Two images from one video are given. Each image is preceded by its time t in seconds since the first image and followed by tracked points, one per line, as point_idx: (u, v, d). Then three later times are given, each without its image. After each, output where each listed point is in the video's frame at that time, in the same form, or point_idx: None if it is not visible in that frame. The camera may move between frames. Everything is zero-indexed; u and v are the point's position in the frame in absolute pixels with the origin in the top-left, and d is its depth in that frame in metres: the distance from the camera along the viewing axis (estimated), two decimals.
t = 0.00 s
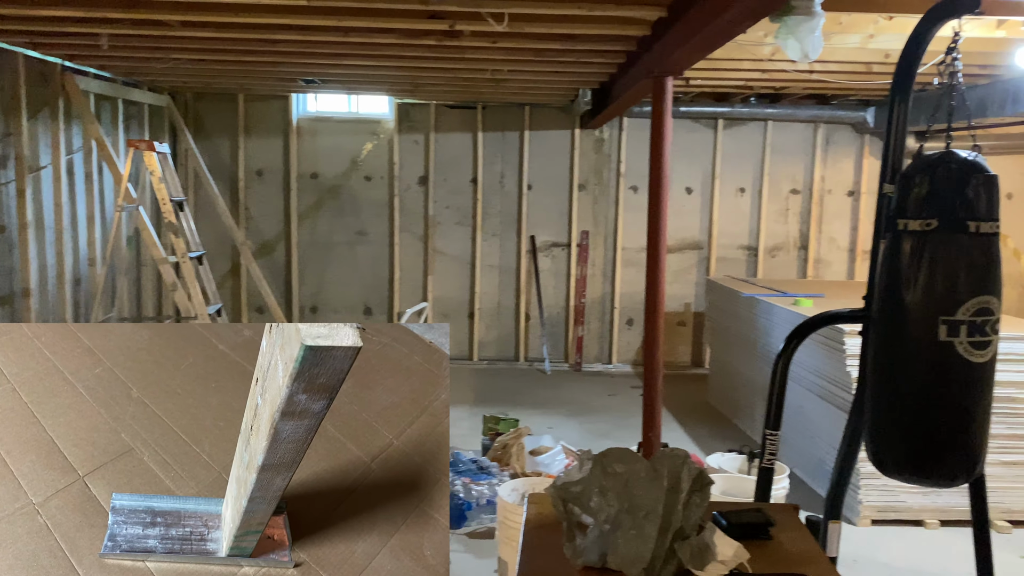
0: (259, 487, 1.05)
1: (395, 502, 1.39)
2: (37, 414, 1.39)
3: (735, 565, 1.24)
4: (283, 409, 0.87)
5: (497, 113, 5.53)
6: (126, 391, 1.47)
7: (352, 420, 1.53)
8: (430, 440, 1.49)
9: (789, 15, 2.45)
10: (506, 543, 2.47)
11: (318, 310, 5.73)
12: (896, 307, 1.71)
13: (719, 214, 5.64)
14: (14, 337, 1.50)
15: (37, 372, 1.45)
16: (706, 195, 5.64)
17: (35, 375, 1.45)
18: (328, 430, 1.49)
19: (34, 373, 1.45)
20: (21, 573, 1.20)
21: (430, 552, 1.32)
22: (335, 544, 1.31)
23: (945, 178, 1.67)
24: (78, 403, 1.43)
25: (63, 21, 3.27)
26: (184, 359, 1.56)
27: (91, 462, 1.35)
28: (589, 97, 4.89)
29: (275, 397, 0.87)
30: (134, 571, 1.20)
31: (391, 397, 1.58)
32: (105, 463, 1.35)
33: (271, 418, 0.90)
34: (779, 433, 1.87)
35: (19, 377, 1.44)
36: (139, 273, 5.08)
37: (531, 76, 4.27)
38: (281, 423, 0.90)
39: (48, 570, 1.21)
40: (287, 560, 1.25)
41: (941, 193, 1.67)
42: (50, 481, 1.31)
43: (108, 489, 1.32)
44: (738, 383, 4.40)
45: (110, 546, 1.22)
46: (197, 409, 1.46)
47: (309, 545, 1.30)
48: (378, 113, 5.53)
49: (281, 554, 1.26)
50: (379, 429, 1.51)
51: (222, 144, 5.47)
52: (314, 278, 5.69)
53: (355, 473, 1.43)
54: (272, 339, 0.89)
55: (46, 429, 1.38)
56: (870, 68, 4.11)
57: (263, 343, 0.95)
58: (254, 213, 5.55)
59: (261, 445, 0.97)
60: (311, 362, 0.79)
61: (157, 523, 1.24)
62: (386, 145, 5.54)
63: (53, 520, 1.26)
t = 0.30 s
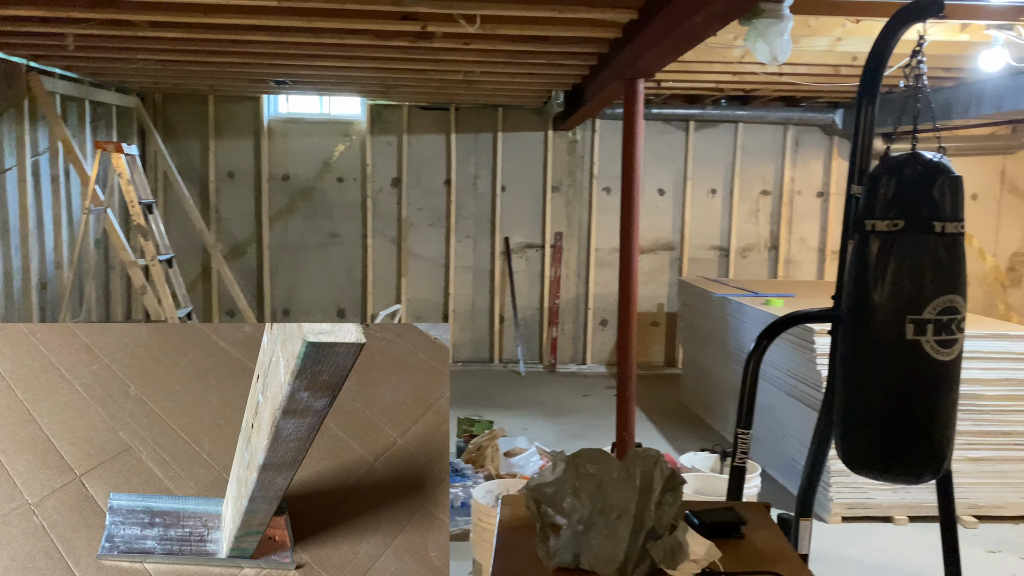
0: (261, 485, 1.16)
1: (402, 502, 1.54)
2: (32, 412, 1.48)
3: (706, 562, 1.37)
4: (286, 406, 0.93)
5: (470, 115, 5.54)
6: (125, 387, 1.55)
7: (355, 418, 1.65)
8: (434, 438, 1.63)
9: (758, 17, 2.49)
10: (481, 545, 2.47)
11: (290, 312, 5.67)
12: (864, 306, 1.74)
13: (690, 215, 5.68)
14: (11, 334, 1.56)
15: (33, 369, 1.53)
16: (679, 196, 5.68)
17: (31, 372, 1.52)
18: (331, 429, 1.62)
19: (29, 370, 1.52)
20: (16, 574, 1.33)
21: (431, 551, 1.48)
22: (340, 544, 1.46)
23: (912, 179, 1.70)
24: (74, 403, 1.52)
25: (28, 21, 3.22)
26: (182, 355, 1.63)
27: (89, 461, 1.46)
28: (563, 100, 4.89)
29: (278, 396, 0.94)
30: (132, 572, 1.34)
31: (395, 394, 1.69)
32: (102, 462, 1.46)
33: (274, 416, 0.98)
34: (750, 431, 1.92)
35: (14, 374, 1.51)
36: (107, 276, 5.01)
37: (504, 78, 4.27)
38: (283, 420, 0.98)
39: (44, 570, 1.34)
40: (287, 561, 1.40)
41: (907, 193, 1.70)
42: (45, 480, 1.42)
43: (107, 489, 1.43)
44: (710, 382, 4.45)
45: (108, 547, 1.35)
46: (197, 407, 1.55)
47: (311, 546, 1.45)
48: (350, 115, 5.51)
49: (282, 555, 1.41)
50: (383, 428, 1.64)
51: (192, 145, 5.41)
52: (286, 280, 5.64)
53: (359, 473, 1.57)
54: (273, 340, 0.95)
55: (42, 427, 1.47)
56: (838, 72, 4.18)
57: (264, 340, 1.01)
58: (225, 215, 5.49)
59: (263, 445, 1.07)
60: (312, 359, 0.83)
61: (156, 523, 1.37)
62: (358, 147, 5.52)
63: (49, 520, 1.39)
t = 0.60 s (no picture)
0: (261, 482, 1.19)
1: (405, 502, 1.66)
2: (29, 411, 1.61)
3: (678, 560, 1.44)
4: (287, 403, 0.95)
5: (443, 116, 5.53)
6: (123, 386, 1.67)
7: (358, 416, 1.77)
8: (437, 436, 1.76)
9: (725, 20, 2.52)
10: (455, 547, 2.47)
11: (261, 315, 5.62)
12: (833, 303, 1.76)
13: (662, 215, 5.72)
14: (11, 335, 1.68)
15: (29, 367, 1.64)
16: (650, 196, 5.71)
17: (29, 370, 1.64)
18: (334, 427, 1.74)
19: (25, 369, 1.64)
20: (12, 573, 1.45)
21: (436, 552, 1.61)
22: (342, 545, 1.58)
23: (880, 179, 1.72)
24: (71, 404, 1.63)
25: None
26: (182, 352, 1.75)
27: (87, 459, 1.58)
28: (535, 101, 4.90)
29: (279, 394, 0.96)
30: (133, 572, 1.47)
31: (398, 392, 1.80)
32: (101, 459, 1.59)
33: (276, 414, 0.99)
34: (722, 430, 1.94)
35: (12, 374, 1.63)
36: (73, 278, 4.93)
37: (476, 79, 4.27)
38: (285, 418, 0.99)
39: (40, 570, 1.46)
40: (288, 562, 1.52)
41: (873, 193, 1.72)
42: (42, 480, 1.55)
43: (103, 489, 1.56)
44: (682, 381, 4.49)
45: (105, 549, 1.47)
46: (197, 405, 1.68)
47: (314, 546, 1.57)
48: (321, 116, 5.47)
49: (283, 556, 1.53)
50: (386, 426, 1.75)
51: (161, 146, 5.35)
52: (257, 281, 5.59)
53: (360, 472, 1.70)
54: (274, 339, 0.97)
55: (39, 425, 1.59)
56: (806, 74, 4.23)
57: (264, 339, 1.03)
58: (194, 217, 5.43)
59: (266, 442, 1.07)
60: (312, 358, 0.85)
61: (155, 524, 1.50)
62: (329, 148, 5.48)
63: (45, 520, 1.51)
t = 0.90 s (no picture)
0: (262, 485, 1.15)
1: (407, 502, 1.45)
2: (28, 409, 1.44)
3: (649, 559, 1.49)
4: (287, 403, 0.94)
5: (414, 116, 5.51)
6: (122, 383, 1.49)
7: (359, 416, 1.54)
8: (440, 437, 1.51)
9: (695, 21, 2.53)
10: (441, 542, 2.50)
11: (231, 317, 5.55)
12: (801, 301, 1.78)
13: (634, 215, 5.75)
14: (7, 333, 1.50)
15: (28, 367, 1.46)
16: (621, 196, 5.73)
17: (26, 369, 1.46)
18: (331, 426, 1.52)
19: (23, 368, 1.46)
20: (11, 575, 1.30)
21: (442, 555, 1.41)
22: (342, 545, 1.40)
23: (846, 177, 1.74)
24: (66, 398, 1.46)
25: None
26: (181, 351, 1.55)
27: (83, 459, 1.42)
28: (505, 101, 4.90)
29: (280, 392, 0.94)
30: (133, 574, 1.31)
31: (398, 392, 1.54)
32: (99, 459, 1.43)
33: (276, 413, 0.97)
34: (693, 427, 1.96)
35: (10, 373, 1.45)
36: (38, 282, 4.85)
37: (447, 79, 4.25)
38: (286, 417, 0.97)
39: (40, 571, 1.30)
40: (290, 564, 1.35)
41: (839, 192, 1.74)
42: (40, 479, 1.38)
43: (102, 489, 1.40)
44: (654, 380, 4.51)
45: (103, 549, 1.32)
46: (196, 405, 1.50)
47: (314, 547, 1.39)
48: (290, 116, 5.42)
49: (284, 557, 1.36)
50: (387, 426, 1.52)
51: (127, 147, 5.27)
52: (226, 284, 5.52)
53: (361, 471, 1.49)
54: (276, 337, 0.97)
55: (37, 425, 1.43)
56: (774, 74, 4.27)
57: (266, 337, 1.02)
58: (162, 219, 5.36)
59: (266, 442, 1.06)
60: (314, 356, 0.84)
61: (154, 524, 1.34)
62: (299, 148, 5.44)
63: (44, 520, 1.35)
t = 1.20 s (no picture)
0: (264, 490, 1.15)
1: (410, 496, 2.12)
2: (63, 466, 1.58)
3: (618, 556, 1.68)
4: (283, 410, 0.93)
5: (383, 116, 5.49)
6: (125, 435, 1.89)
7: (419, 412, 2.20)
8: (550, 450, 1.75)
9: (662, 21, 2.55)
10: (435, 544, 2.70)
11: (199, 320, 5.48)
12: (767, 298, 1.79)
13: (603, 214, 5.76)
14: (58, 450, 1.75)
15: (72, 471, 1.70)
16: (591, 196, 5.75)
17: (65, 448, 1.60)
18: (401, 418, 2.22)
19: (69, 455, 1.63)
20: None
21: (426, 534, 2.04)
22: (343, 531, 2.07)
23: (811, 176, 1.76)
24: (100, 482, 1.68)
25: None
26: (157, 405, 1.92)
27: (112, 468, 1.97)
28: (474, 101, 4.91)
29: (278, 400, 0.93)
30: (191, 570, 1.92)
31: (446, 381, 2.10)
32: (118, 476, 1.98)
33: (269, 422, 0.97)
34: (663, 424, 1.97)
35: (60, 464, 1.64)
36: None
37: (416, 79, 4.23)
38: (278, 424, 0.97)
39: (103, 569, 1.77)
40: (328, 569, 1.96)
41: (804, 191, 1.77)
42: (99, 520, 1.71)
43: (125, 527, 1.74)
44: (622, 378, 4.54)
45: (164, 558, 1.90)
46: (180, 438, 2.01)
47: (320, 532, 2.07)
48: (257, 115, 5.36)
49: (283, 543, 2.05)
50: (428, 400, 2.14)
51: (90, 147, 5.14)
52: (193, 287, 5.44)
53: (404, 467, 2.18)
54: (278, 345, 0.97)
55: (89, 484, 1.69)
56: (740, 75, 4.32)
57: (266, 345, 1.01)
58: (126, 220, 5.25)
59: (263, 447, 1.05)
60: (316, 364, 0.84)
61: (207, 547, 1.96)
62: (266, 148, 5.36)
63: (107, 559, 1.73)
